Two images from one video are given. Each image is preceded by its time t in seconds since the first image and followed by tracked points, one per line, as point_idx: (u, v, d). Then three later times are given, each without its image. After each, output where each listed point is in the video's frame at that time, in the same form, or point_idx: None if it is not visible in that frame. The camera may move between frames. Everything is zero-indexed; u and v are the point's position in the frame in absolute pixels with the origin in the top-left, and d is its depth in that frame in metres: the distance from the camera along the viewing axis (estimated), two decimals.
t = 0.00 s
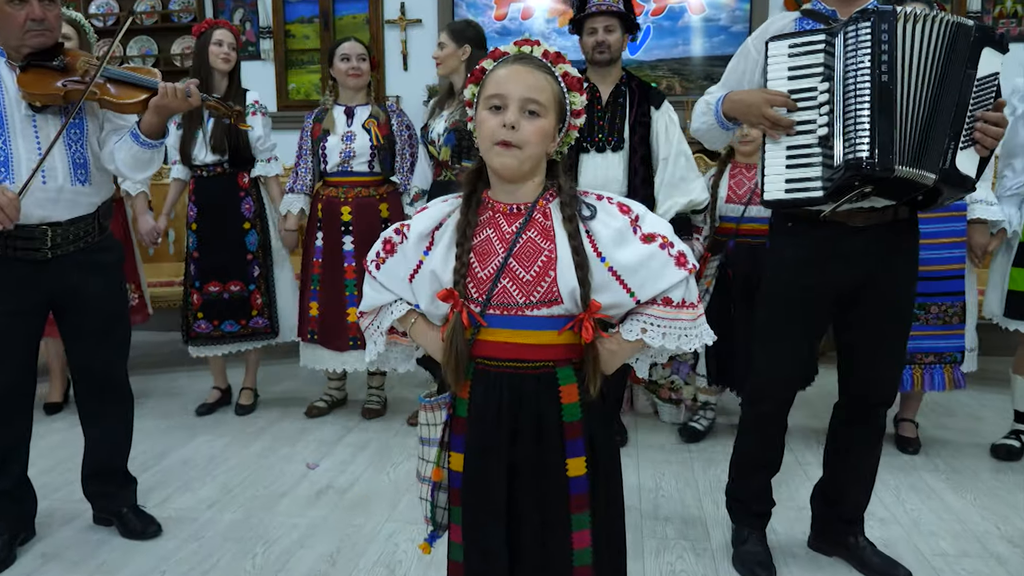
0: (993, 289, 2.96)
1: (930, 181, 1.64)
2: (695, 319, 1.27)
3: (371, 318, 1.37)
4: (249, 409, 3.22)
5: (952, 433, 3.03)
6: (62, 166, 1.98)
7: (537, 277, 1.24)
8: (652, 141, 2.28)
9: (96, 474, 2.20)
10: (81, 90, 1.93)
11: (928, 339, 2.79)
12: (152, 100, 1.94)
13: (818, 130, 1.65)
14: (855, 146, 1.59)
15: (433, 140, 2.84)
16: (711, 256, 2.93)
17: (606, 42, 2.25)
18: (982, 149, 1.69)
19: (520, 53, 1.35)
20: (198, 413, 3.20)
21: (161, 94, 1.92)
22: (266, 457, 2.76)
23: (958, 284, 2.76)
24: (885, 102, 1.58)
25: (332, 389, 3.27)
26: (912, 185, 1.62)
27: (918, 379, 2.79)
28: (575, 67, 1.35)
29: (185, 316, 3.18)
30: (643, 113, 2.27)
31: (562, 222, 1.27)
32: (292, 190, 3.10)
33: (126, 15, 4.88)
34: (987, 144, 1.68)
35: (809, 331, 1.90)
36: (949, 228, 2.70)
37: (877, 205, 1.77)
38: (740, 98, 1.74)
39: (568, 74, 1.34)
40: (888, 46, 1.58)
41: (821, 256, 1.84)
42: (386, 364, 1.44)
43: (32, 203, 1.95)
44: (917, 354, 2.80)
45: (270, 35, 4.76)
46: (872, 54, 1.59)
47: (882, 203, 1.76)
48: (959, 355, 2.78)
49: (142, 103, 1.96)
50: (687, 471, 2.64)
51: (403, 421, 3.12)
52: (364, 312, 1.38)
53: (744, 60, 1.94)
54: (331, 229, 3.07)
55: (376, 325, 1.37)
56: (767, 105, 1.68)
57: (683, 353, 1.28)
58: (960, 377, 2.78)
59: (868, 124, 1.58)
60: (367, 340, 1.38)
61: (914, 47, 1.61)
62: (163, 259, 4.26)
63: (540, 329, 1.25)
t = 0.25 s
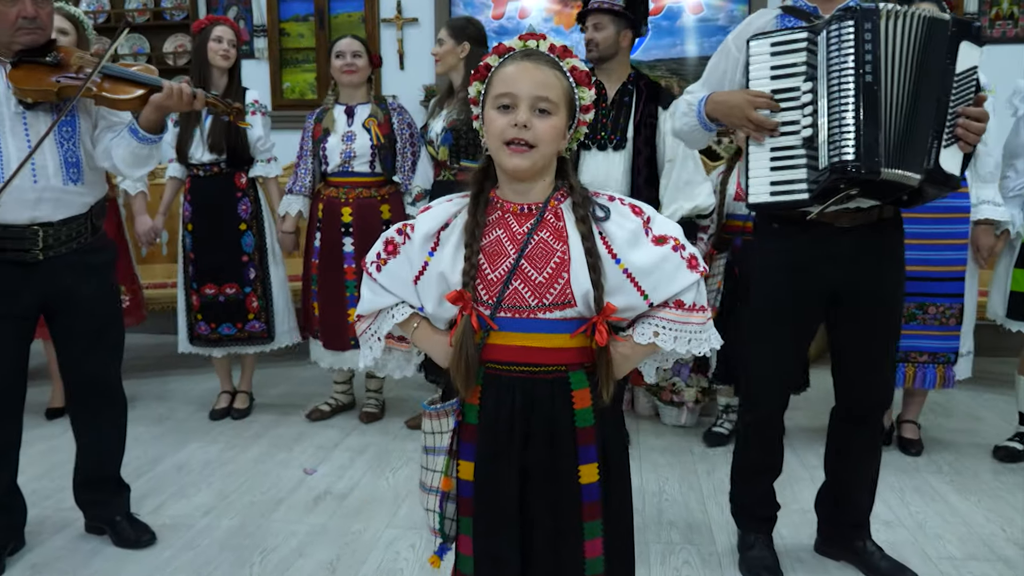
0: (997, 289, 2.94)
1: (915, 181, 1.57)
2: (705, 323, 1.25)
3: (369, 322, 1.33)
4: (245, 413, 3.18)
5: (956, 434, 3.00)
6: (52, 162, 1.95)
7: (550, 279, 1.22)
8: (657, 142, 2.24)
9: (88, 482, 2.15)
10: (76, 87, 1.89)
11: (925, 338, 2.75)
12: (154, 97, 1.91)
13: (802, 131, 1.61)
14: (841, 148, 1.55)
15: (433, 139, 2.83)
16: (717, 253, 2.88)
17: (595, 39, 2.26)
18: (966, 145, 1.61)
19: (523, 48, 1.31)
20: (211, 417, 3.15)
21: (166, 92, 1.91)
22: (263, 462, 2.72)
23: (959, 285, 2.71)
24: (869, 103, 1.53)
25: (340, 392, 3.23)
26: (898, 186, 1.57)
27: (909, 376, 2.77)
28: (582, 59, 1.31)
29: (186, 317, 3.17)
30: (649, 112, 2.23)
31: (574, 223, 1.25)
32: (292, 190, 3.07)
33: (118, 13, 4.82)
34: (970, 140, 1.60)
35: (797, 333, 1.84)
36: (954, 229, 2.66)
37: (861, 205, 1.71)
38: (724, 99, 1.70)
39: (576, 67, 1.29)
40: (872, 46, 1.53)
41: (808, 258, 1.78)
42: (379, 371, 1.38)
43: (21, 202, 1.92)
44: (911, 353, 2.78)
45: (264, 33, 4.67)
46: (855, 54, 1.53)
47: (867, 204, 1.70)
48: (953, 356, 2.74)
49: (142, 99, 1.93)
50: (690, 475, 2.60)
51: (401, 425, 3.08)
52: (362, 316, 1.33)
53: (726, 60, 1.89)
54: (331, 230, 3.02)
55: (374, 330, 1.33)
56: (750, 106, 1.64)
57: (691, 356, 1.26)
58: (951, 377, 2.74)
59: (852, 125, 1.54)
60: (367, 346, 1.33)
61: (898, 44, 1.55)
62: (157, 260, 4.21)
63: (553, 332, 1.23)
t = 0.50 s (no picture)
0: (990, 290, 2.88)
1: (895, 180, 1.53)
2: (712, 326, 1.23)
3: (368, 326, 1.27)
4: (236, 416, 3.13)
5: (953, 434, 3.00)
6: (37, 160, 1.90)
7: (563, 281, 1.20)
8: (648, 147, 2.22)
9: (77, 490, 2.09)
10: (60, 84, 1.83)
11: (918, 340, 2.74)
12: (140, 95, 1.85)
13: (783, 131, 1.56)
14: (822, 148, 1.50)
15: (426, 141, 2.80)
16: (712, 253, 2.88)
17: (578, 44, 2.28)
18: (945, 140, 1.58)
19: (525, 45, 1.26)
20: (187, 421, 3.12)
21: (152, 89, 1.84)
22: (255, 468, 2.67)
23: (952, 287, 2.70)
24: (850, 102, 1.49)
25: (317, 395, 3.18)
26: (877, 185, 1.52)
27: (904, 377, 2.75)
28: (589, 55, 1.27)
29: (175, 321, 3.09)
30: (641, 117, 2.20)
31: (587, 224, 1.24)
32: (282, 192, 3.01)
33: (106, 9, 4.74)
34: (948, 136, 1.57)
35: (789, 336, 1.80)
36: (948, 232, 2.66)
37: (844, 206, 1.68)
38: (702, 101, 1.65)
39: (582, 61, 1.25)
40: (853, 45, 1.49)
41: (793, 259, 1.75)
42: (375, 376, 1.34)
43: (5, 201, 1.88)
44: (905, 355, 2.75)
45: (255, 30, 4.58)
46: (836, 53, 1.49)
47: (851, 204, 1.66)
48: (947, 357, 2.73)
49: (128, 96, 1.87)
50: (689, 477, 2.58)
51: (396, 428, 3.04)
52: (360, 320, 1.28)
53: (705, 60, 1.82)
54: (323, 232, 2.98)
55: (373, 335, 1.27)
56: (733, 108, 1.58)
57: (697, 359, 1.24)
58: (945, 377, 2.73)
59: (834, 125, 1.50)
60: (365, 351, 1.27)
61: (874, 41, 1.51)
62: (144, 261, 4.14)
63: (565, 335, 1.20)
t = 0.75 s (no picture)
0: (957, 292, 2.82)
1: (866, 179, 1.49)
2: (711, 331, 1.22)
3: (359, 329, 1.24)
4: (211, 421, 3.06)
5: (932, 434, 3.01)
6: (5, 159, 1.83)
7: (565, 284, 1.18)
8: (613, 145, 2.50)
9: (47, 500, 2.02)
10: (29, 80, 1.76)
11: (891, 338, 2.74)
12: (113, 90, 1.79)
13: (759, 130, 1.52)
14: (800, 146, 1.47)
15: (399, 140, 2.74)
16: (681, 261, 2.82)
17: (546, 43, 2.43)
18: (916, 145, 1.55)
19: (517, 43, 1.24)
20: (117, 428, 3.01)
21: (125, 85, 1.77)
22: (232, 475, 2.61)
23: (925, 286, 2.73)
24: (828, 101, 1.45)
25: (270, 399, 3.10)
26: (849, 186, 1.48)
27: (879, 377, 2.74)
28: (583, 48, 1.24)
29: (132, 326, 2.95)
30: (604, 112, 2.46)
31: (588, 225, 1.21)
32: (241, 192, 2.88)
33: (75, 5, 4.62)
34: (920, 138, 1.54)
35: (767, 340, 1.76)
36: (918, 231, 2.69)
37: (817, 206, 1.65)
38: (677, 100, 1.60)
39: (577, 56, 1.23)
40: (832, 44, 1.46)
41: (767, 262, 1.71)
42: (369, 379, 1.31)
43: None
44: (879, 354, 2.75)
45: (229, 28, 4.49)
46: (815, 52, 1.46)
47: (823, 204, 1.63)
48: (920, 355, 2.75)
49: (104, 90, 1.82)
50: (673, 480, 2.56)
51: (374, 432, 2.99)
52: (351, 323, 1.24)
53: (676, 62, 1.76)
54: (286, 234, 2.87)
55: (364, 338, 1.24)
56: (706, 107, 1.54)
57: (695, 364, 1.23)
58: (919, 375, 2.75)
59: (811, 124, 1.46)
60: (356, 355, 1.24)
61: (847, 40, 1.47)
62: (114, 263, 4.04)
63: (566, 340, 1.18)
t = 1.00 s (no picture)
0: (919, 290, 2.82)
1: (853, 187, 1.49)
2: (712, 339, 1.23)
3: (354, 331, 1.24)
4: (188, 427, 3.00)
5: (912, 433, 3.03)
6: None
7: (565, 288, 1.18)
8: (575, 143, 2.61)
9: (20, 511, 1.96)
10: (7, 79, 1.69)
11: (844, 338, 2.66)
12: (92, 93, 1.74)
13: (744, 134, 1.49)
14: (786, 151, 1.45)
15: (364, 140, 2.69)
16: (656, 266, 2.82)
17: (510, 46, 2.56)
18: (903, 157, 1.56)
19: (512, 43, 1.24)
20: (91, 435, 2.94)
21: (108, 88, 1.74)
22: (210, 482, 2.56)
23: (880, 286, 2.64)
24: (816, 106, 1.43)
25: (245, 404, 3.05)
26: (836, 192, 1.48)
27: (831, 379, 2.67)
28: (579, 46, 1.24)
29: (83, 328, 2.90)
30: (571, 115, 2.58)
31: (589, 230, 1.21)
32: (190, 191, 2.76)
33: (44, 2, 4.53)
34: (907, 150, 1.54)
35: (750, 343, 1.74)
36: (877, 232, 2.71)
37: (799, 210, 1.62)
38: (659, 102, 1.55)
39: (573, 54, 1.22)
40: (820, 49, 1.44)
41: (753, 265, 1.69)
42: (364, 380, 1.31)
43: None
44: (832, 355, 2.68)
45: (204, 26, 4.41)
46: (803, 56, 1.44)
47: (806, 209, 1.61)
48: (872, 356, 2.65)
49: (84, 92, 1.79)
50: (657, 483, 2.55)
51: (354, 436, 2.95)
52: (347, 324, 1.24)
53: (656, 63, 1.73)
54: (236, 235, 2.77)
55: (359, 340, 1.23)
56: (691, 109, 1.49)
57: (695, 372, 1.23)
58: (871, 377, 2.67)
59: (798, 128, 1.44)
60: (352, 356, 1.24)
61: (836, 44, 1.46)
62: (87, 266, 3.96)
63: (565, 346, 1.18)
